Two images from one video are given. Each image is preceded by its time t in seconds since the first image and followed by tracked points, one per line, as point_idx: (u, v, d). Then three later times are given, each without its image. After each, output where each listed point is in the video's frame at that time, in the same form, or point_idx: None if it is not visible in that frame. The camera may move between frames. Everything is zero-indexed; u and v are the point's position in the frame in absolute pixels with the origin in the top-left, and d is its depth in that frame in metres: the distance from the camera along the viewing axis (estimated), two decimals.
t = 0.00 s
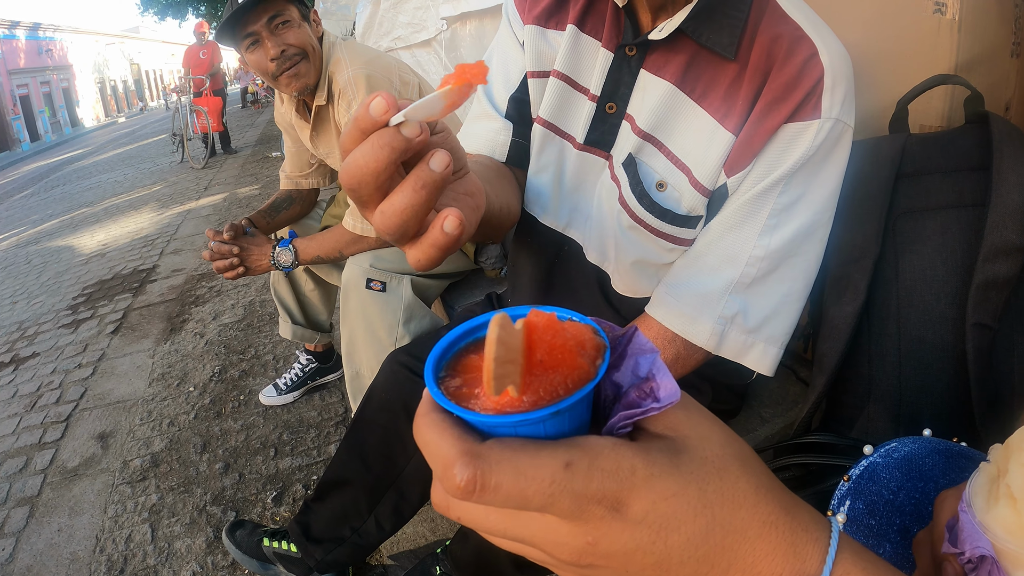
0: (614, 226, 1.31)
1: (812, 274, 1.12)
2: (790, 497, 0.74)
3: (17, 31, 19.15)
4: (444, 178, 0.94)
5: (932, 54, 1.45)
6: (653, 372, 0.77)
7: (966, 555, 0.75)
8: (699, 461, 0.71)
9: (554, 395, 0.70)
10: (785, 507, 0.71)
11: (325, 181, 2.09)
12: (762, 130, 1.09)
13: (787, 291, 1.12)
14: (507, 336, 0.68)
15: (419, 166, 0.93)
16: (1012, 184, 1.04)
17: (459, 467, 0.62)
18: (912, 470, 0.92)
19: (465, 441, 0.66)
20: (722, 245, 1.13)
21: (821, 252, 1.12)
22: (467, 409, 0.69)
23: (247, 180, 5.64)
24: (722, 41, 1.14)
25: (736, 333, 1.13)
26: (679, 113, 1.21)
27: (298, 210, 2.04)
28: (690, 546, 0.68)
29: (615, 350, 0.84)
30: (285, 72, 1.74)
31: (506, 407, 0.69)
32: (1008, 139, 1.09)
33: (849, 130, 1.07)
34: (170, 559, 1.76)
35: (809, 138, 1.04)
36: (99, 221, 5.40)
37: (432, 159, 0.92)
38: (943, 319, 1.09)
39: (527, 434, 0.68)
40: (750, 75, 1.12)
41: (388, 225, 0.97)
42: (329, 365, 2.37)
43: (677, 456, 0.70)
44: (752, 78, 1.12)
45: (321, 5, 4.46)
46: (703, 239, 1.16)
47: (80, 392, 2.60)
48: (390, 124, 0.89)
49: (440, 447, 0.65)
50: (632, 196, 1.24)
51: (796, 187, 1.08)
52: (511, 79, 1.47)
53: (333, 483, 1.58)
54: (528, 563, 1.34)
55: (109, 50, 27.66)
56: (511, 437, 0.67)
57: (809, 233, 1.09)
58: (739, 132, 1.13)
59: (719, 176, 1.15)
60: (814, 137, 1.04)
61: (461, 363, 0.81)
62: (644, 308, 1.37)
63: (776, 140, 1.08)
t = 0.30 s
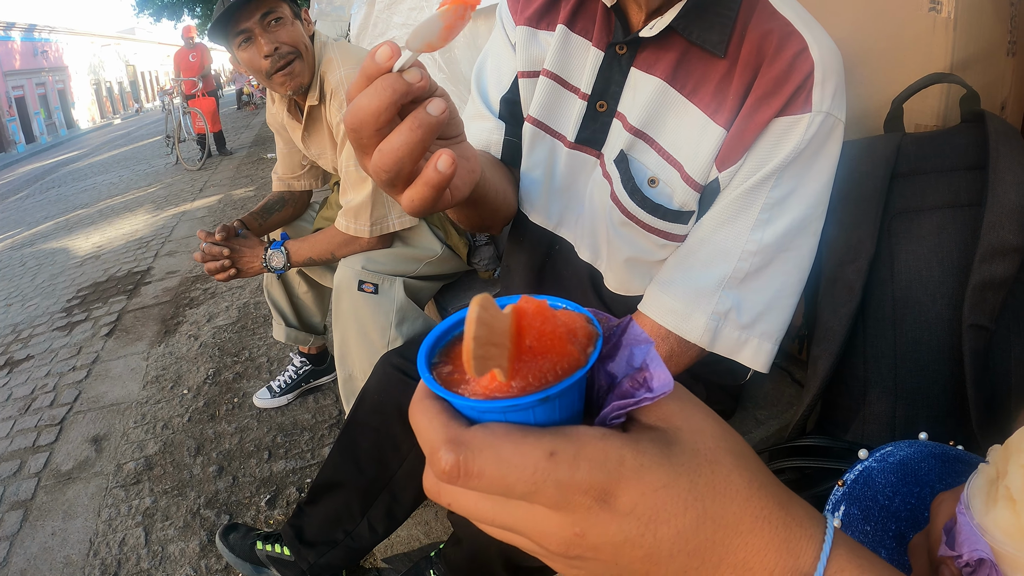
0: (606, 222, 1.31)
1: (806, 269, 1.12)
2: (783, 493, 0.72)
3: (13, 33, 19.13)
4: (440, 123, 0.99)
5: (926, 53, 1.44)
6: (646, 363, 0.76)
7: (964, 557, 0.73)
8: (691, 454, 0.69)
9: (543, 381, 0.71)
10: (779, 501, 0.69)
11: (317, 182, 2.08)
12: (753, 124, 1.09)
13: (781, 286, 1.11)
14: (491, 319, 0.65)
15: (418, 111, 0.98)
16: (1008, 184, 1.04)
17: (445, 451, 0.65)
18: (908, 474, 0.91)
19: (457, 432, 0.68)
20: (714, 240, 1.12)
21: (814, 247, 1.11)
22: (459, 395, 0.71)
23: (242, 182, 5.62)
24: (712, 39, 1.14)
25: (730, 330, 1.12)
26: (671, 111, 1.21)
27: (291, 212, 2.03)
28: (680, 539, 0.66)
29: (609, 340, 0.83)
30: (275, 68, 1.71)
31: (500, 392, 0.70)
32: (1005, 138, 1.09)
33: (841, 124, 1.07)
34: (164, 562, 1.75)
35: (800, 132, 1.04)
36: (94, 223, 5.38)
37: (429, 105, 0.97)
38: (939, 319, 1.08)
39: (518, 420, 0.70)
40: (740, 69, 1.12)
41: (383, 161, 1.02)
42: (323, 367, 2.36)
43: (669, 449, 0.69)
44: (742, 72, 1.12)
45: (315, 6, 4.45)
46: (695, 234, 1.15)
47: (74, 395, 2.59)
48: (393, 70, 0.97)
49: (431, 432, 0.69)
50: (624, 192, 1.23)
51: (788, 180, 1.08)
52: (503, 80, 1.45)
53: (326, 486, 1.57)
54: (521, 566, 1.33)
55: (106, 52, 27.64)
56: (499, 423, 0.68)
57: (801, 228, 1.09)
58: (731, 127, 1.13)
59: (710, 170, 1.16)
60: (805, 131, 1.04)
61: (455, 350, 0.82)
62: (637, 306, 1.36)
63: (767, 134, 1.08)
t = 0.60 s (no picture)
0: (595, 224, 1.29)
1: (798, 271, 1.12)
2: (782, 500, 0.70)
3: (11, 35, 19.14)
4: (430, 114, 0.99)
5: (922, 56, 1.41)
6: (655, 362, 0.75)
7: (974, 567, 0.70)
8: (690, 459, 0.67)
9: (544, 384, 0.70)
10: (778, 509, 0.67)
11: (310, 187, 2.07)
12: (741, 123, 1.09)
13: (772, 288, 1.11)
14: (484, 323, 0.66)
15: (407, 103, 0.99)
16: (1007, 189, 1.02)
17: (445, 446, 0.67)
18: (906, 489, 0.89)
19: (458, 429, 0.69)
20: (705, 242, 1.12)
21: (805, 248, 1.12)
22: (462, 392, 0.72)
23: (238, 185, 5.61)
24: (700, 41, 1.14)
25: (721, 333, 1.12)
26: (658, 111, 1.21)
27: (283, 217, 2.03)
28: (677, 546, 0.65)
29: (619, 341, 0.82)
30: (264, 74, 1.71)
31: (501, 393, 0.70)
32: (1002, 143, 1.07)
33: (831, 123, 1.07)
34: (156, 570, 1.73)
35: (789, 131, 1.05)
36: (89, 226, 5.36)
37: (419, 96, 0.98)
38: (935, 327, 1.07)
39: (517, 422, 0.69)
40: (728, 69, 1.12)
41: (371, 153, 1.02)
42: (316, 373, 2.34)
43: (668, 454, 0.67)
44: (730, 71, 1.12)
45: (310, 9, 4.45)
46: (685, 236, 1.15)
47: (68, 401, 2.57)
48: (383, 63, 0.98)
49: (434, 426, 0.71)
50: (612, 194, 1.22)
51: (778, 180, 1.08)
52: (495, 83, 1.44)
53: (318, 493, 1.55)
54: None
55: (104, 54, 27.65)
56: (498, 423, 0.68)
57: (793, 228, 1.10)
58: (719, 127, 1.13)
59: (699, 171, 1.15)
60: (794, 130, 1.04)
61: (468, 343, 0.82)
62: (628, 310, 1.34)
63: (756, 134, 1.08)
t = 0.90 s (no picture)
0: (584, 235, 1.29)
1: (790, 281, 1.12)
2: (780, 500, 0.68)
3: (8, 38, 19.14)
4: (420, 115, 1.00)
5: (918, 63, 1.41)
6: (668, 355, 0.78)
7: (976, 570, 0.69)
8: (692, 454, 0.67)
9: (556, 378, 0.74)
10: (774, 506, 0.65)
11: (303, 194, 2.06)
12: (730, 131, 1.10)
13: (763, 298, 1.12)
14: (494, 315, 0.68)
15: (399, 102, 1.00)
16: (1002, 201, 1.02)
17: (462, 424, 0.74)
18: (898, 506, 0.88)
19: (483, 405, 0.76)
20: (695, 252, 1.13)
21: (797, 258, 1.12)
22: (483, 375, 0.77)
23: (233, 190, 5.60)
24: (689, 49, 1.14)
25: (712, 344, 1.12)
26: (646, 119, 1.21)
27: (276, 225, 2.02)
28: (672, 537, 0.64)
29: (635, 334, 0.85)
30: (252, 89, 1.77)
31: (516, 382, 0.75)
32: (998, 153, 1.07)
33: (822, 131, 1.08)
34: None
35: (778, 139, 1.05)
36: (84, 231, 5.35)
37: (411, 97, 0.99)
38: (931, 339, 1.06)
39: (531, 411, 0.74)
40: (717, 77, 1.13)
41: (360, 147, 1.02)
42: (311, 380, 2.33)
43: (667, 447, 0.67)
44: (719, 79, 1.13)
45: (304, 15, 4.45)
46: (676, 246, 1.15)
47: (62, 408, 2.56)
48: (379, 62, 0.99)
49: (457, 403, 0.78)
50: (601, 204, 1.22)
51: (768, 190, 1.09)
52: (485, 94, 1.43)
53: (312, 502, 1.54)
54: None
55: (101, 57, 27.66)
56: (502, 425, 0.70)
57: (784, 238, 1.10)
58: (707, 136, 1.13)
59: (688, 181, 1.16)
60: (783, 138, 1.05)
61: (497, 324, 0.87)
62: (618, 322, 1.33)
63: (745, 144, 1.09)
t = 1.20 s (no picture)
0: (573, 245, 1.32)
1: (779, 290, 1.13)
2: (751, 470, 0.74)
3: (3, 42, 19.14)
4: (420, 102, 0.98)
5: (909, 71, 1.41)
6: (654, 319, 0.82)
7: (948, 549, 0.69)
8: (668, 419, 0.71)
9: (542, 337, 0.80)
10: (745, 476, 0.70)
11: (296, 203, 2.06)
12: (718, 141, 1.10)
13: (751, 309, 1.12)
14: (476, 274, 0.74)
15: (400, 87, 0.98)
16: (993, 212, 1.03)
17: (453, 373, 0.78)
18: (885, 523, 0.88)
19: (467, 364, 0.78)
20: (684, 263, 1.13)
21: (786, 268, 1.12)
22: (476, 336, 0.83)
23: (227, 196, 5.59)
24: (677, 59, 1.14)
25: (702, 354, 1.12)
26: (636, 130, 1.21)
27: (269, 233, 2.02)
28: (644, 495, 0.68)
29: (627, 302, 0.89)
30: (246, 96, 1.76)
31: (504, 341, 0.80)
32: (988, 163, 1.08)
33: (809, 140, 1.10)
34: None
35: (766, 149, 1.07)
36: (78, 238, 5.33)
37: (413, 82, 0.98)
38: (922, 351, 1.06)
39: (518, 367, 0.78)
40: (705, 87, 1.13)
41: (359, 124, 1.00)
42: (305, 388, 2.33)
43: (646, 414, 0.71)
44: (707, 89, 1.13)
45: (299, 20, 4.44)
46: (664, 257, 1.16)
47: (56, 416, 2.55)
48: (384, 49, 0.99)
49: (452, 353, 0.83)
50: (589, 215, 1.24)
51: (757, 200, 1.10)
52: (475, 104, 1.43)
53: (305, 511, 1.54)
54: None
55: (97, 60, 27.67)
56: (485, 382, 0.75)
57: (772, 247, 1.11)
58: (695, 146, 1.14)
59: (676, 192, 1.16)
60: (771, 148, 1.06)
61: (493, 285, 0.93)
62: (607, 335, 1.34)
63: (732, 154, 1.10)
